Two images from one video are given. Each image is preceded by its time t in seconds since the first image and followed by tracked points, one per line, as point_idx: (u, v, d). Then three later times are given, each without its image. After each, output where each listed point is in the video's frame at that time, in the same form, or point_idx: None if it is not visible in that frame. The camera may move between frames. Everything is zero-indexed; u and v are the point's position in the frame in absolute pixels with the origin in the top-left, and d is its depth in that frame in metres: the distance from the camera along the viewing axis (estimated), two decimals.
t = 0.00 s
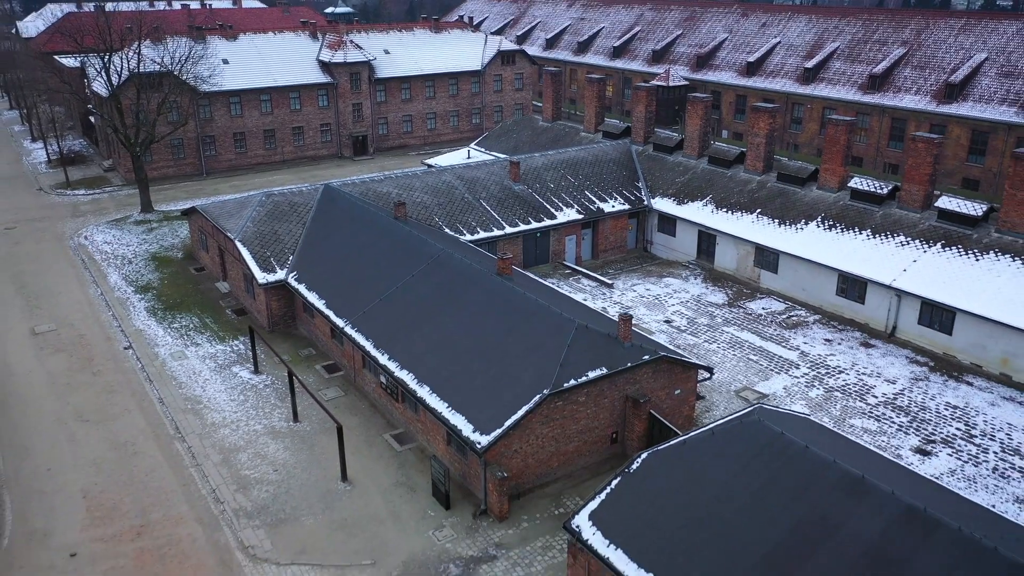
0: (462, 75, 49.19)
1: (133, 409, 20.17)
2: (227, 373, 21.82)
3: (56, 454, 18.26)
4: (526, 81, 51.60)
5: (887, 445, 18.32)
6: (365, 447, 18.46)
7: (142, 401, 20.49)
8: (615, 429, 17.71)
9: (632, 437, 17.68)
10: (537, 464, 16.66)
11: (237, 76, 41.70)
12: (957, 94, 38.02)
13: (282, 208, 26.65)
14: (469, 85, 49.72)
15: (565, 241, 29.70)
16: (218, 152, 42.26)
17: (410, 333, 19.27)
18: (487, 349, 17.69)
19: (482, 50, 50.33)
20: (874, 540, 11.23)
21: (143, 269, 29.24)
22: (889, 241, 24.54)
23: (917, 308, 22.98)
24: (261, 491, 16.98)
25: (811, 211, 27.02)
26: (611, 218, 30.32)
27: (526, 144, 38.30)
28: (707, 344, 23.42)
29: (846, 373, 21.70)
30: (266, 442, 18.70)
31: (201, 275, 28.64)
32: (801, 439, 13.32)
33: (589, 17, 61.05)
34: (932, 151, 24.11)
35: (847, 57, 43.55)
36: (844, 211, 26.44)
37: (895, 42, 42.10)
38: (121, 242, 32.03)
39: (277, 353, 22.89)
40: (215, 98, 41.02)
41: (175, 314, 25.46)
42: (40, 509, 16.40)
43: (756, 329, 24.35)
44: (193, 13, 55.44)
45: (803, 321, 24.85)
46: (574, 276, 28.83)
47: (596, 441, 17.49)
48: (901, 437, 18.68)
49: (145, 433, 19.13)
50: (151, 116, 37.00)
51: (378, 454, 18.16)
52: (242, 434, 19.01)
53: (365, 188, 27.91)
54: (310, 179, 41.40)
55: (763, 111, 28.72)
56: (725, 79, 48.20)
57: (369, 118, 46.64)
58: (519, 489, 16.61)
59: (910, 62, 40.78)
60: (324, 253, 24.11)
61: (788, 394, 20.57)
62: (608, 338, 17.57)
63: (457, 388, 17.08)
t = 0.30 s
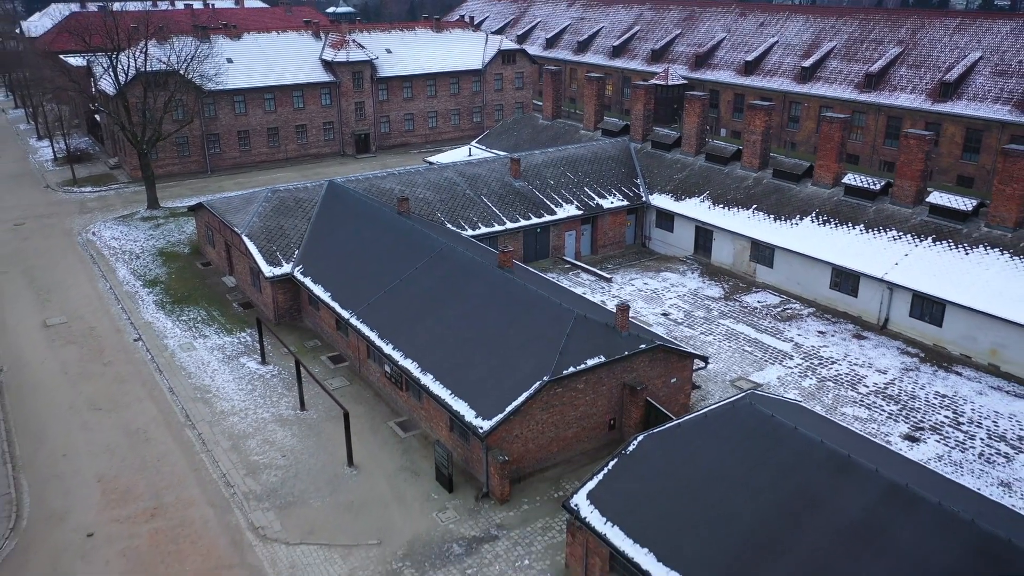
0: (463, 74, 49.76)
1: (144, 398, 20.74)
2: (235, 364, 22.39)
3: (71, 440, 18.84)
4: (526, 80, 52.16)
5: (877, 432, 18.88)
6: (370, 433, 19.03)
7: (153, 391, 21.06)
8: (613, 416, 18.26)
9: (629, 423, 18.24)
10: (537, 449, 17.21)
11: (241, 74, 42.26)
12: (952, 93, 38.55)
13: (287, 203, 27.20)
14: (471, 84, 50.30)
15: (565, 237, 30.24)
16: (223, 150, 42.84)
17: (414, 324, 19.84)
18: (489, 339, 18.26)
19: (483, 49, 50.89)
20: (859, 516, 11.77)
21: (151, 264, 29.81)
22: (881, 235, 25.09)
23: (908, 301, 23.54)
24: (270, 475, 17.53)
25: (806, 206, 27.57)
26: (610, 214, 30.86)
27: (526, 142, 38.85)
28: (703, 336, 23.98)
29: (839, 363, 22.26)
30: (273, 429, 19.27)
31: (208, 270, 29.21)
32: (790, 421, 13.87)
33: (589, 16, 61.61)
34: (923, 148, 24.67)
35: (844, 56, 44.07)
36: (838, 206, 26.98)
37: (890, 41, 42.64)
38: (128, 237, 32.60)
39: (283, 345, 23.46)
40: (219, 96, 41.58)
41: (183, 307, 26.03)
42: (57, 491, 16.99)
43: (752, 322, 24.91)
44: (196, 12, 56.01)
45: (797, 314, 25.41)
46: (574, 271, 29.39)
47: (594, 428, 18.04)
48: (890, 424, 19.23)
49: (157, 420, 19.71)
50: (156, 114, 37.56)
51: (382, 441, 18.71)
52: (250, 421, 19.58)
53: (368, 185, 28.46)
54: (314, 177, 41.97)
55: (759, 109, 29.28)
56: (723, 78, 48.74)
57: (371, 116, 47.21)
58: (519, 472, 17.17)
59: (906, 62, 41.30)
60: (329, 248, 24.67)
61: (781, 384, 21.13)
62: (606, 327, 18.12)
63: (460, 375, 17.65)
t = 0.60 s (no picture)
0: (464, 73, 50.26)
1: (154, 388, 21.24)
2: (242, 356, 22.88)
3: (84, 429, 19.33)
4: (526, 79, 52.66)
5: (868, 421, 19.37)
6: (374, 422, 19.53)
7: (162, 382, 21.55)
8: (611, 405, 18.75)
9: (627, 413, 18.73)
10: (537, 437, 17.70)
11: (244, 74, 42.74)
12: (947, 92, 39.04)
13: (292, 200, 27.68)
14: (472, 83, 50.81)
15: (565, 233, 30.72)
16: (226, 149, 43.33)
17: (417, 317, 20.33)
18: (490, 331, 18.74)
19: (483, 48, 51.39)
20: (845, 496, 12.26)
21: (157, 260, 30.30)
22: (875, 231, 25.56)
23: (900, 295, 24.03)
24: (277, 463, 18.02)
25: (801, 203, 28.05)
26: (609, 211, 31.34)
27: (527, 140, 39.33)
28: (700, 330, 24.48)
29: (832, 356, 22.75)
30: (280, 418, 19.76)
31: (213, 266, 29.70)
32: (781, 407, 14.36)
33: (589, 16, 62.11)
34: (916, 145, 25.16)
35: (841, 56, 44.54)
36: (832, 203, 27.47)
37: (887, 41, 43.13)
38: (134, 234, 33.09)
39: (289, 338, 23.95)
40: (223, 95, 42.06)
41: (190, 302, 26.52)
42: (70, 478, 17.45)
43: (748, 316, 25.40)
44: (200, 12, 56.53)
45: (792, 308, 25.90)
46: (573, 266, 29.87)
47: (593, 417, 18.53)
48: (881, 414, 19.72)
49: (166, 410, 20.21)
50: (161, 113, 38.03)
51: (387, 429, 19.20)
52: (257, 411, 20.08)
53: (371, 182, 28.94)
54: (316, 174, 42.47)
55: (755, 108, 29.78)
56: (721, 77, 49.22)
57: (373, 115, 47.72)
58: (520, 460, 17.66)
59: (902, 61, 41.77)
60: (333, 243, 25.15)
61: (776, 375, 21.62)
62: (604, 319, 18.60)
63: (462, 365, 18.14)
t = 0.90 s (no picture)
0: (465, 73, 50.82)
1: (163, 378, 21.81)
2: (249, 348, 23.45)
3: (97, 417, 19.90)
4: (527, 78, 53.22)
5: (859, 410, 19.93)
6: (379, 411, 20.09)
7: (171, 372, 22.12)
8: (609, 394, 19.30)
9: (625, 401, 19.28)
10: (537, 424, 18.26)
11: (248, 73, 43.27)
12: (942, 91, 39.58)
13: (296, 196, 28.24)
14: (472, 82, 51.36)
15: (564, 229, 31.26)
16: (230, 147, 43.89)
17: (421, 308, 20.89)
18: (492, 322, 19.28)
19: (484, 48, 51.94)
20: (832, 474, 12.81)
21: (164, 255, 30.86)
22: (867, 227, 26.10)
23: (893, 288, 24.58)
24: (285, 449, 18.57)
25: (796, 199, 28.59)
26: (608, 207, 31.88)
27: (527, 138, 39.88)
28: (696, 322, 25.04)
29: (825, 347, 23.30)
30: (286, 407, 20.33)
31: (219, 261, 30.26)
32: (772, 392, 14.91)
33: (588, 16, 62.68)
34: (908, 143, 25.72)
35: (837, 55, 45.05)
36: (827, 199, 28.01)
37: (883, 40, 43.66)
38: (141, 230, 33.66)
39: (295, 330, 24.53)
40: (227, 94, 42.60)
41: (197, 296, 27.08)
42: (85, 463, 18.02)
43: (743, 309, 25.95)
44: (203, 12, 57.10)
45: (787, 302, 26.47)
46: (573, 261, 30.43)
47: (591, 405, 19.08)
48: (872, 403, 20.26)
49: (177, 399, 20.78)
50: (167, 111, 38.58)
51: (391, 417, 19.76)
52: (264, 400, 20.65)
53: (374, 179, 29.49)
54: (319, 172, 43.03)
55: (751, 106, 30.34)
56: (719, 76, 49.76)
57: (375, 113, 48.27)
58: (520, 446, 18.22)
59: (897, 61, 42.31)
60: (337, 238, 25.70)
61: (770, 366, 22.17)
62: (602, 309, 19.15)
63: (465, 355, 18.69)
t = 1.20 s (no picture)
0: (466, 72, 51.32)
1: (172, 370, 22.31)
2: (255, 341, 23.94)
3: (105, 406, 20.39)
4: (527, 77, 53.72)
5: (851, 400, 20.40)
6: (382, 401, 20.57)
7: (179, 364, 22.61)
8: (607, 384, 19.78)
9: (622, 391, 19.77)
10: (537, 413, 18.75)
11: (251, 72, 43.77)
12: (938, 90, 40.04)
13: (301, 192, 28.72)
14: (473, 82, 51.86)
15: (564, 225, 31.75)
16: (234, 145, 44.38)
17: (423, 301, 21.38)
18: (493, 314, 19.75)
19: (485, 48, 52.41)
20: (821, 457, 13.29)
21: (170, 251, 31.34)
22: (861, 223, 26.58)
23: (886, 283, 25.06)
24: (291, 438, 19.05)
25: (792, 196, 29.07)
26: (606, 204, 32.37)
27: (527, 137, 40.36)
28: (693, 316, 25.52)
29: (819, 340, 23.79)
30: (292, 397, 20.82)
31: (224, 257, 30.74)
32: (765, 379, 15.40)
33: (588, 16, 63.17)
34: (901, 140, 26.21)
35: (834, 55, 45.50)
36: (822, 195, 28.50)
37: (880, 40, 44.13)
38: (146, 227, 34.14)
39: (299, 324, 25.02)
40: (230, 93, 43.11)
41: (203, 290, 27.57)
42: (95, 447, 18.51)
43: (740, 304, 26.44)
44: (206, 12, 57.57)
45: (783, 297, 26.96)
46: (572, 257, 30.92)
47: (590, 394, 19.56)
48: (864, 394, 20.74)
49: (185, 390, 21.28)
50: (171, 110, 39.10)
51: (394, 407, 20.25)
52: (270, 390, 21.14)
53: (377, 176, 29.96)
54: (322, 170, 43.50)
55: (748, 104, 30.82)
56: (718, 76, 50.21)
57: (377, 112, 48.75)
58: (521, 435, 18.70)
59: (894, 60, 42.77)
60: (341, 234, 26.19)
61: (765, 358, 22.65)
62: (600, 302, 19.63)
63: (467, 347, 19.18)
